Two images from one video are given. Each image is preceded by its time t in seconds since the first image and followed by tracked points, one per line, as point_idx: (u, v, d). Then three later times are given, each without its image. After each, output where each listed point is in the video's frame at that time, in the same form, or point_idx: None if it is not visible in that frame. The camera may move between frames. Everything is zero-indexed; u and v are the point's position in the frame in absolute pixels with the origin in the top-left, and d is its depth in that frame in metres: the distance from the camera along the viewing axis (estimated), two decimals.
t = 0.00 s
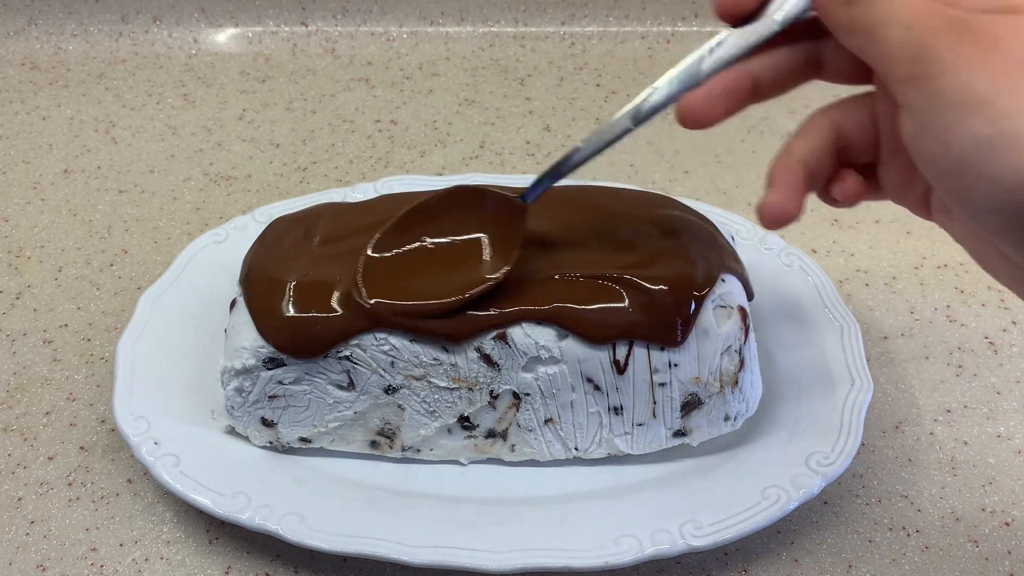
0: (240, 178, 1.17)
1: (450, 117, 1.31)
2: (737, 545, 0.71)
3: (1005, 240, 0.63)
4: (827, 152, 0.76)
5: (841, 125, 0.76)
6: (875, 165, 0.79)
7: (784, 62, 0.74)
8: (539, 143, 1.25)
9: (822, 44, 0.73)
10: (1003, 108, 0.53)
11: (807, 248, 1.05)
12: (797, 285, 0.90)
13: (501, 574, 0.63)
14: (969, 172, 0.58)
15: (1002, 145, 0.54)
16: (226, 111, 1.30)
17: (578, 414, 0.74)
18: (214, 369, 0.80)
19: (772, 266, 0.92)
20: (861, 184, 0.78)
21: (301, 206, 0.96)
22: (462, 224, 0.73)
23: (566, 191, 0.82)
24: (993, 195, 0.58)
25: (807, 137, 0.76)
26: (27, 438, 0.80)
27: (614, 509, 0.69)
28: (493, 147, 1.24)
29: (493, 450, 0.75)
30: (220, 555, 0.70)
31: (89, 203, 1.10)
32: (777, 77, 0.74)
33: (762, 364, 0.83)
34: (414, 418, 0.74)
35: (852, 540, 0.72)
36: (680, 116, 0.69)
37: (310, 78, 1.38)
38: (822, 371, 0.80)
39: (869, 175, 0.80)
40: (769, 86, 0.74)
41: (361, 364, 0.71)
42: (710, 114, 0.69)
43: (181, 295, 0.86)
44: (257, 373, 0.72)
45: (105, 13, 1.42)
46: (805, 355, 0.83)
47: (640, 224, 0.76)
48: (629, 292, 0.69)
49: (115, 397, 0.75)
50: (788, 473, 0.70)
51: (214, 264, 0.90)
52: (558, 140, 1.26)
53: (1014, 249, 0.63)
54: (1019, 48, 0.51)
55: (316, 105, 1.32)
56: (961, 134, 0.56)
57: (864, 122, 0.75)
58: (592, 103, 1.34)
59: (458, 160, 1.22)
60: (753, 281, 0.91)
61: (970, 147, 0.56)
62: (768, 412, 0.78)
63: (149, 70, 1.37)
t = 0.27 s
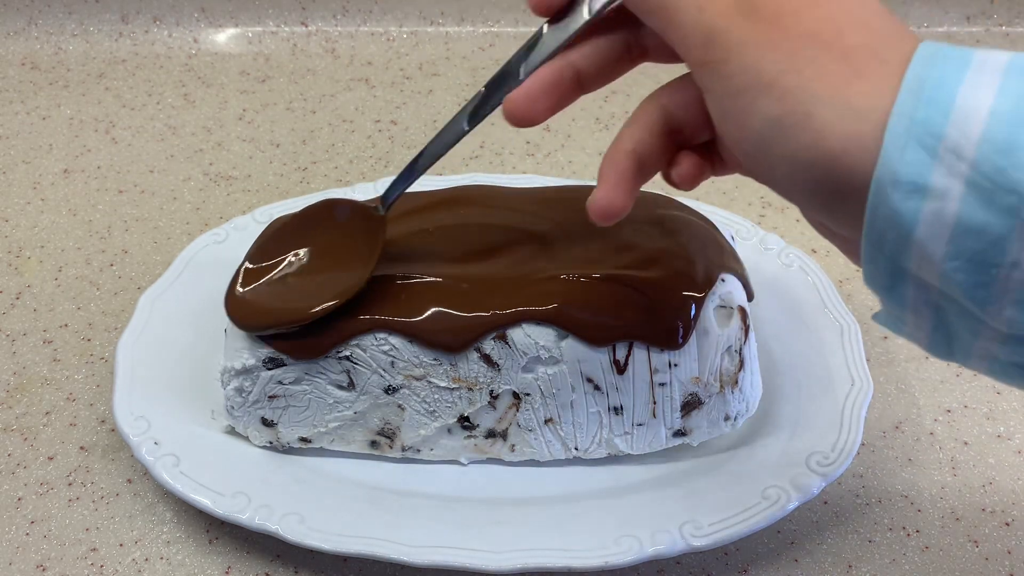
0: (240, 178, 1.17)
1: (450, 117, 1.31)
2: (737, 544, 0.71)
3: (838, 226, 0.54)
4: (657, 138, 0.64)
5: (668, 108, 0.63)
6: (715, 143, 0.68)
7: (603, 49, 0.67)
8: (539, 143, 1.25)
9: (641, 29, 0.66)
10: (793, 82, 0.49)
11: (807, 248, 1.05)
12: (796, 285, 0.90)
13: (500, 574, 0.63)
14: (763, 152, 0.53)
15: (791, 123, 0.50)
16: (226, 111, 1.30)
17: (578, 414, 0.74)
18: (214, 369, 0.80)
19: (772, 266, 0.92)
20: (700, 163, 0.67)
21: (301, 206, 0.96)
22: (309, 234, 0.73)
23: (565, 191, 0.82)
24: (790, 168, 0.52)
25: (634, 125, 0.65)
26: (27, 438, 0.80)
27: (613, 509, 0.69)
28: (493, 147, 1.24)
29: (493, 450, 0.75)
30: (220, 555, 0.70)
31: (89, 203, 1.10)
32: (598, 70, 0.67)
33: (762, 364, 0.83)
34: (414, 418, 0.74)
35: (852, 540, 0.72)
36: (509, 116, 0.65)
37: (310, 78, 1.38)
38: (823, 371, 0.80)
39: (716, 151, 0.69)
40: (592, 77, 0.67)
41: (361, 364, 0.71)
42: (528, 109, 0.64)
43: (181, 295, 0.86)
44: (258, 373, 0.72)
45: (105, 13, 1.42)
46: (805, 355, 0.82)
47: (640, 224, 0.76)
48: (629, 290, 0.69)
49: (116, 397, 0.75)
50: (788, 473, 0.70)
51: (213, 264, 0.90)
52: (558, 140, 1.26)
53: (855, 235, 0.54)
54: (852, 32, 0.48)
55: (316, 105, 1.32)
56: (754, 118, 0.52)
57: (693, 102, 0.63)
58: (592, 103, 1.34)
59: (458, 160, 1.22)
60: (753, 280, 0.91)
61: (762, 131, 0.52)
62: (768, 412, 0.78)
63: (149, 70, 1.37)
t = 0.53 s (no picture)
0: (240, 178, 1.17)
1: (450, 117, 1.31)
2: (737, 544, 0.71)
3: (931, 186, 0.55)
4: (732, 73, 0.69)
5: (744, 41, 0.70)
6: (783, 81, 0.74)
7: None
8: (539, 143, 1.25)
9: None
10: (903, 28, 0.49)
11: (807, 248, 1.05)
12: (796, 286, 0.90)
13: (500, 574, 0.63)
14: (863, 100, 0.54)
15: (893, 80, 0.50)
16: (226, 111, 1.30)
17: (578, 414, 0.73)
18: (214, 369, 0.80)
19: (771, 266, 0.92)
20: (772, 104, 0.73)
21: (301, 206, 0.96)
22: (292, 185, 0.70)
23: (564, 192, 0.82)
24: (889, 124, 0.53)
25: (706, 58, 0.69)
26: (28, 438, 0.80)
27: (614, 509, 0.69)
28: (493, 147, 1.24)
29: (493, 451, 0.75)
30: (220, 555, 0.70)
31: (89, 203, 1.10)
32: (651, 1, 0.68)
33: (762, 364, 0.83)
34: (414, 418, 0.74)
35: (852, 540, 0.72)
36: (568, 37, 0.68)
37: (310, 78, 1.38)
38: (823, 371, 0.80)
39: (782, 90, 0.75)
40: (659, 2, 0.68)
41: (361, 364, 0.71)
42: (594, 31, 0.66)
43: (181, 295, 0.86)
44: (257, 373, 0.72)
45: (105, 13, 1.42)
46: (805, 355, 0.82)
47: (640, 225, 0.76)
48: (628, 290, 0.70)
49: (116, 396, 0.75)
50: (788, 473, 0.70)
51: (214, 265, 0.90)
52: (558, 140, 1.26)
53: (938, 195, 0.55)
54: None
55: (316, 105, 1.32)
56: (853, 63, 0.53)
57: (767, 38, 0.70)
58: (592, 103, 1.34)
59: (458, 160, 1.22)
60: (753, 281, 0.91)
61: (863, 78, 0.53)
62: (768, 413, 0.78)
63: (149, 70, 1.37)
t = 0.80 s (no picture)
0: (241, 178, 1.17)
1: (450, 117, 1.31)
2: (737, 544, 0.71)
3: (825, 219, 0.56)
4: (631, 124, 0.66)
5: (647, 88, 0.66)
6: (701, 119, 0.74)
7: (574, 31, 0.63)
8: (539, 143, 1.25)
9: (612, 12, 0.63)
10: (785, 86, 0.51)
11: (807, 248, 1.05)
12: (797, 285, 0.90)
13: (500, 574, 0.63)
14: (759, 155, 0.55)
15: (782, 127, 0.52)
16: (226, 111, 1.30)
17: (578, 414, 0.73)
18: (214, 369, 0.80)
19: (771, 265, 0.92)
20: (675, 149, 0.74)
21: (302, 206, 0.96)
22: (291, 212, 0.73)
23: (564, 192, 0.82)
24: (784, 169, 0.54)
25: (609, 108, 0.66)
26: (28, 438, 0.80)
27: (614, 510, 0.69)
28: (493, 147, 1.24)
29: (493, 451, 0.75)
30: (220, 555, 0.70)
31: (89, 203, 1.10)
32: (569, 46, 0.64)
33: (762, 364, 0.83)
34: (414, 418, 0.74)
35: (852, 540, 0.72)
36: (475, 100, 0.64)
37: (310, 78, 1.38)
38: (823, 371, 0.80)
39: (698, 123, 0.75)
40: (563, 59, 0.64)
41: (361, 364, 0.71)
42: (496, 92, 0.63)
43: (181, 295, 0.86)
44: (257, 373, 0.72)
45: (105, 13, 1.42)
46: (805, 355, 0.82)
47: (640, 225, 0.76)
48: (628, 289, 0.70)
49: (116, 396, 0.75)
50: (788, 473, 0.70)
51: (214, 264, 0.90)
52: (558, 140, 1.26)
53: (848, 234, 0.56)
54: (844, 22, 0.50)
55: (316, 105, 1.32)
56: (740, 116, 0.54)
57: (670, 85, 0.65)
58: (592, 103, 1.34)
59: (459, 160, 1.22)
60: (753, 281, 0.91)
61: (751, 131, 0.54)
62: (768, 412, 0.78)
63: (149, 70, 1.37)
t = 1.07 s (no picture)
0: (240, 178, 1.17)
1: (450, 117, 1.31)
2: (737, 545, 0.71)
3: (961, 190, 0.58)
4: (775, 105, 0.79)
5: (792, 75, 0.78)
6: (836, 111, 0.82)
7: (726, 11, 0.77)
8: (539, 143, 1.25)
9: None
10: (929, 47, 0.52)
11: (807, 248, 1.05)
12: (797, 286, 0.90)
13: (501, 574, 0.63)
14: (899, 113, 0.57)
15: (929, 88, 0.53)
16: (226, 111, 1.30)
17: (578, 414, 0.73)
18: (214, 369, 0.80)
19: (772, 265, 0.92)
20: (812, 131, 0.82)
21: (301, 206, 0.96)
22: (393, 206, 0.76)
23: (563, 192, 0.83)
24: (926, 134, 0.55)
25: (753, 89, 0.80)
26: (27, 438, 0.80)
27: (614, 510, 0.69)
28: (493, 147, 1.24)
29: (493, 451, 0.75)
30: (220, 555, 0.70)
31: (88, 203, 1.10)
32: (725, 30, 0.78)
33: (762, 364, 0.83)
34: (414, 418, 0.74)
35: (852, 540, 0.72)
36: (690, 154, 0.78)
37: (310, 78, 1.38)
38: (823, 371, 0.80)
39: (835, 120, 0.83)
40: (719, 36, 0.78)
41: (361, 364, 0.71)
42: (653, 65, 0.74)
43: (180, 295, 0.86)
44: (257, 373, 0.72)
45: (105, 13, 1.42)
46: (805, 355, 0.82)
47: (639, 225, 0.76)
48: (628, 289, 0.70)
49: (116, 396, 0.75)
50: (788, 473, 0.70)
51: (214, 264, 0.90)
52: (558, 140, 1.26)
53: (973, 198, 0.57)
54: None
55: (316, 105, 1.32)
56: (886, 80, 0.56)
57: (815, 73, 0.77)
58: (591, 103, 1.34)
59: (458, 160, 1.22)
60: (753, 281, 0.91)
61: (896, 91, 0.56)
62: (768, 412, 0.78)
63: (149, 70, 1.37)
